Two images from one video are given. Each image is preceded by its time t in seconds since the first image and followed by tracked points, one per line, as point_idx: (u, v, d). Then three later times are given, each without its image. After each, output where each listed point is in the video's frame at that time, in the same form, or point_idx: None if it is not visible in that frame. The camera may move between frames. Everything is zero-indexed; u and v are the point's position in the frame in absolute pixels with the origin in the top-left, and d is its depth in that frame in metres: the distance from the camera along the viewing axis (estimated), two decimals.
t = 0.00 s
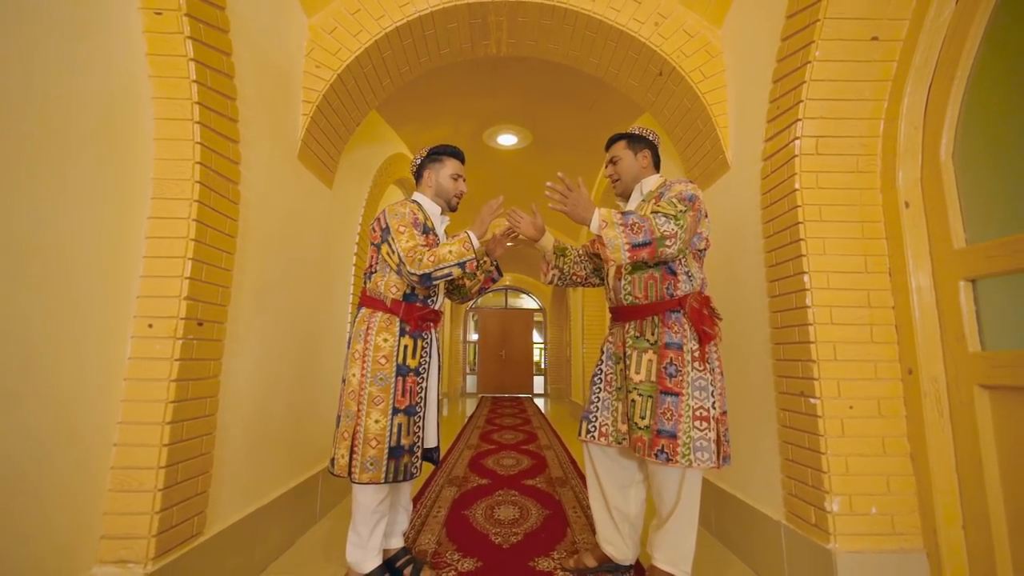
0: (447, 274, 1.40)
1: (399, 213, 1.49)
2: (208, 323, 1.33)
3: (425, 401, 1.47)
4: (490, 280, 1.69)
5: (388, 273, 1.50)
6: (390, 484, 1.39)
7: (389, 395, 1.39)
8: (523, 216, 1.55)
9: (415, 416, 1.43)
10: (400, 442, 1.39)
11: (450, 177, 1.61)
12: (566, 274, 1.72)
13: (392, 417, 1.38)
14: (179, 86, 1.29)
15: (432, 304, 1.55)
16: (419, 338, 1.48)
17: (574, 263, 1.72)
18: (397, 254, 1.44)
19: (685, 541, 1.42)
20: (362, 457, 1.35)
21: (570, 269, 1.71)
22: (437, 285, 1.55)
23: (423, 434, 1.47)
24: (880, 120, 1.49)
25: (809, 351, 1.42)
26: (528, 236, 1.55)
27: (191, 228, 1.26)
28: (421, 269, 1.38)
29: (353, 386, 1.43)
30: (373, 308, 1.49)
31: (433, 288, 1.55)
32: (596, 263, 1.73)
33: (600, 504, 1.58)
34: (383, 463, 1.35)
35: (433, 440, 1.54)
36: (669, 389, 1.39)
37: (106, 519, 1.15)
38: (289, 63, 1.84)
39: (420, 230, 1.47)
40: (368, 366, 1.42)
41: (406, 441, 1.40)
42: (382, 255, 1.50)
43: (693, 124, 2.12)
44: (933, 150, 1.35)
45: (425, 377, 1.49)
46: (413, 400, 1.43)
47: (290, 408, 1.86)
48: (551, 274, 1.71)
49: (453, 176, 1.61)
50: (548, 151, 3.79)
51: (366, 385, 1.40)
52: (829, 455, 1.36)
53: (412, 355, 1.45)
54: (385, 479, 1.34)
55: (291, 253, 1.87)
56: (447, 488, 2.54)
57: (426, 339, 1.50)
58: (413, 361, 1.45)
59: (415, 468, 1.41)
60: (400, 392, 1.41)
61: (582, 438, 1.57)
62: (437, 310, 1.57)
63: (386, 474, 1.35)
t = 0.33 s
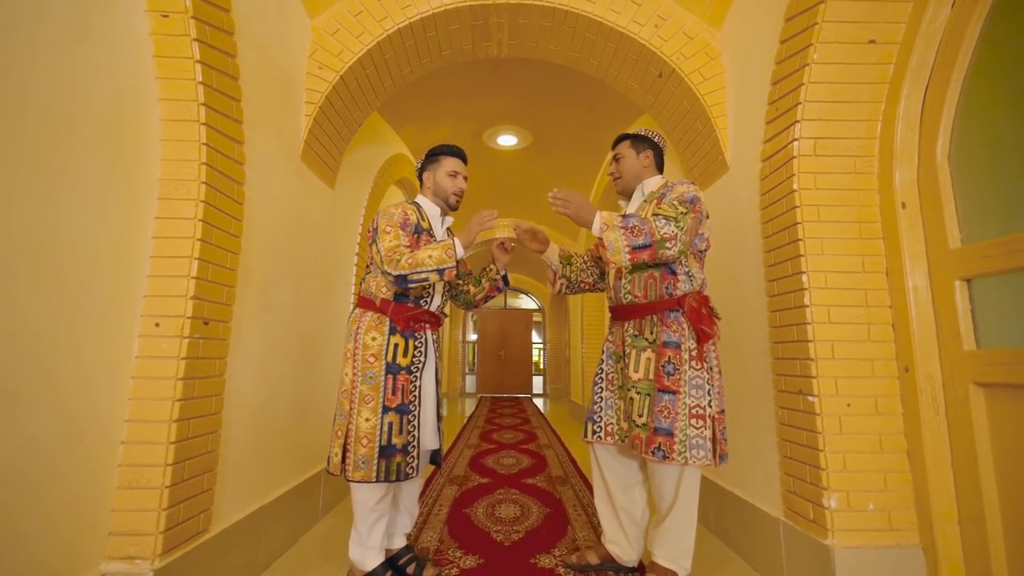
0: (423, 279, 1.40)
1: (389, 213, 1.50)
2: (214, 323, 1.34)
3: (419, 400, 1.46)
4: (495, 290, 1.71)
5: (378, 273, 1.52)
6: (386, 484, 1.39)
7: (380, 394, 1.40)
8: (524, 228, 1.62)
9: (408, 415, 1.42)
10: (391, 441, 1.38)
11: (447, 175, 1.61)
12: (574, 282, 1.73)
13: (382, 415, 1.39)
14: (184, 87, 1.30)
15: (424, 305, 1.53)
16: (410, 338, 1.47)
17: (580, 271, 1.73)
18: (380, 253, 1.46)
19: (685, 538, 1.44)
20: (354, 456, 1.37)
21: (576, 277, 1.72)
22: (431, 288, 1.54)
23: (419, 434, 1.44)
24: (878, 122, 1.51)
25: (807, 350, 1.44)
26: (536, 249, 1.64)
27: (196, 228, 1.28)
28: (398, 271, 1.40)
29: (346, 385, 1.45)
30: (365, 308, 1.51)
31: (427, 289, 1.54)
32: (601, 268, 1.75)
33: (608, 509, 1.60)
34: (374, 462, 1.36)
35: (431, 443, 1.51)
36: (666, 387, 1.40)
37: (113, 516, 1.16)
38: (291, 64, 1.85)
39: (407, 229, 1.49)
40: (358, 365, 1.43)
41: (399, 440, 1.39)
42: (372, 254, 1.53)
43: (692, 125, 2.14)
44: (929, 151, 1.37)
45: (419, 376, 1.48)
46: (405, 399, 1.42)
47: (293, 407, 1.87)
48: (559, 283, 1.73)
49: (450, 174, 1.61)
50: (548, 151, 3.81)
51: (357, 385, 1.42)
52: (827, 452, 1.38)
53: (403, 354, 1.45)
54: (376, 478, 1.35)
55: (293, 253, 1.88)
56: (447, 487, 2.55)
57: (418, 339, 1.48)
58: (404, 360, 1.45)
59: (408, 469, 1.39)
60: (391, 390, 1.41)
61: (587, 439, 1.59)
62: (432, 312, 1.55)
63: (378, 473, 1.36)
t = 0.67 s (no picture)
0: (351, 279, 1.38)
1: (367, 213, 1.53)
2: (209, 323, 1.33)
3: (399, 398, 1.42)
4: (495, 301, 1.71)
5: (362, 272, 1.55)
6: (369, 480, 1.38)
7: (357, 389, 1.39)
8: (550, 212, 1.58)
9: (387, 411, 1.39)
10: (367, 437, 1.36)
11: (434, 169, 1.56)
12: (571, 273, 1.72)
13: (359, 411, 1.37)
14: (180, 86, 1.29)
15: (403, 304, 1.49)
16: (386, 337, 1.43)
17: (579, 264, 1.73)
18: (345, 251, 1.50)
19: (684, 538, 1.44)
20: (338, 451, 1.39)
21: (574, 268, 1.71)
22: (386, 283, 1.48)
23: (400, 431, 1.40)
24: (876, 122, 1.51)
25: (806, 351, 1.44)
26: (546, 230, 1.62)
27: (191, 228, 1.27)
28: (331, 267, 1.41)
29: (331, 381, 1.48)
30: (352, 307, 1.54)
31: (405, 288, 1.49)
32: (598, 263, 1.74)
33: (609, 515, 1.59)
34: (352, 458, 1.35)
35: (416, 447, 1.45)
36: (659, 386, 1.40)
37: (108, 519, 1.15)
38: (288, 63, 1.84)
39: (375, 228, 1.48)
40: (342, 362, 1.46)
41: (375, 436, 1.36)
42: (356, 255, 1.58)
43: (690, 126, 2.13)
44: (928, 152, 1.37)
45: (401, 372, 1.44)
46: (382, 395, 1.39)
47: (290, 408, 1.87)
48: (557, 270, 1.72)
49: (437, 167, 1.56)
50: (546, 152, 3.80)
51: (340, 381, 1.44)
52: (825, 453, 1.37)
53: (380, 350, 1.42)
54: (353, 475, 1.34)
55: (290, 253, 1.87)
56: (445, 488, 2.55)
57: (395, 339, 1.44)
58: (381, 356, 1.42)
59: (385, 467, 1.35)
60: (368, 385, 1.39)
61: (582, 438, 1.58)
62: (412, 311, 1.49)
63: (355, 469, 1.34)
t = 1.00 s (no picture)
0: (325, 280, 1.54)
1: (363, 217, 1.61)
2: (207, 320, 1.33)
3: (380, 397, 1.41)
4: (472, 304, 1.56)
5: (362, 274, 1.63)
6: (362, 477, 1.41)
7: (344, 387, 1.43)
8: (548, 188, 1.51)
9: (368, 409, 1.40)
10: (354, 434, 1.40)
11: (423, 165, 1.56)
12: (559, 257, 1.69)
13: (346, 408, 1.42)
14: (178, 83, 1.29)
15: (385, 305, 1.49)
16: (369, 336, 1.45)
17: (568, 251, 1.71)
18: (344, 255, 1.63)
19: (681, 535, 1.45)
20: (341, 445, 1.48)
21: (563, 254, 1.69)
22: (349, 275, 1.53)
23: (379, 430, 1.40)
24: (874, 119, 1.51)
25: (803, 348, 1.44)
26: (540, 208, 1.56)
27: (189, 224, 1.27)
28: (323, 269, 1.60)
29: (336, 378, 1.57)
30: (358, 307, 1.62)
31: (387, 289, 1.49)
32: (592, 263, 1.76)
33: (605, 513, 1.60)
34: (346, 454, 1.40)
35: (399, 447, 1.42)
36: (667, 381, 1.40)
37: (105, 515, 1.15)
38: (286, 60, 1.84)
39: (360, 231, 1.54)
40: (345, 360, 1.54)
41: (358, 433, 1.39)
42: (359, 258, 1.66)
43: (688, 123, 2.14)
44: (925, 149, 1.37)
45: (385, 370, 1.43)
46: (364, 393, 1.41)
47: (288, 406, 1.87)
48: (546, 253, 1.67)
49: (426, 164, 1.55)
50: (544, 151, 3.81)
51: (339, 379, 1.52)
52: (822, 450, 1.38)
53: (367, 349, 1.44)
54: (346, 470, 1.40)
55: (288, 251, 1.87)
56: (444, 486, 2.55)
57: (378, 339, 1.45)
58: (367, 355, 1.44)
59: (366, 464, 1.38)
60: (352, 384, 1.42)
61: (585, 437, 1.57)
62: (395, 311, 1.48)
63: (348, 466, 1.40)
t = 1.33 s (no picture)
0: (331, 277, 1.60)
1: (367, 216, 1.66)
2: (218, 317, 1.38)
3: (387, 390, 1.47)
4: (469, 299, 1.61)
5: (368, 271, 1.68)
6: (368, 467, 1.46)
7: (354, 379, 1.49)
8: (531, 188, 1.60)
9: (375, 401, 1.46)
10: (362, 424, 1.45)
11: (423, 161, 1.61)
12: (555, 262, 1.76)
13: (355, 400, 1.47)
14: (191, 89, 1.34)
15: (390, 300, 1.54)
16: (377, 330, 1.51)
17: (562, 254, 1.77)
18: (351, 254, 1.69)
19: (674, 525, 1.53)
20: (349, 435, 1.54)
21: (558, 258, 1.76)
22: (349, 274, 1.57)
23: (385, 422, 1.46)
24: (860, 125, 1.57)
25: (793, 345, 1.50)
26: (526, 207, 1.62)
27: (202, 224, 1.32)
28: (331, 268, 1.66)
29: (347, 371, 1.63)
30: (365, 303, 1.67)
31: (391, 285, 1.54)
32: (587, 265, 1.80)
33: (602, 504, 1.66)
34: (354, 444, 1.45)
35: (397, 439, 1.47)
36: (670, 376, 1.46)
37: (123, 504, 1.19)
38: (293, 65, 1.89)
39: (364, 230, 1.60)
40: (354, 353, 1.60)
41: (364, 424, 1.44)
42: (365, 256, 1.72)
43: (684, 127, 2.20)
44: (909, 153, 1.43)
45: (391, 364, 1.48)
46: (372, 385, 1.47)
47: (294, 402, 1.91)
48: (541, 261, 1.74)
49: (426, 159, 1.61)
50: (543, 152, 3.86)
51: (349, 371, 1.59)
52: (811, 442, 1.43)
53: (375, 342, 1.50)
54: (356, 461, 1.44)
55: (294, 251, 1.91)
56: (444, 482, 2.60)
57: (384, 332, 1.50)
58: (375, 347, 1.49)
59: (371, 454, 1.43)
60: (361, 376, 1.48)
61: (588, 432, 1.60)
62: (400, 306, 1.53)
63: (357, 455, 1.44)
